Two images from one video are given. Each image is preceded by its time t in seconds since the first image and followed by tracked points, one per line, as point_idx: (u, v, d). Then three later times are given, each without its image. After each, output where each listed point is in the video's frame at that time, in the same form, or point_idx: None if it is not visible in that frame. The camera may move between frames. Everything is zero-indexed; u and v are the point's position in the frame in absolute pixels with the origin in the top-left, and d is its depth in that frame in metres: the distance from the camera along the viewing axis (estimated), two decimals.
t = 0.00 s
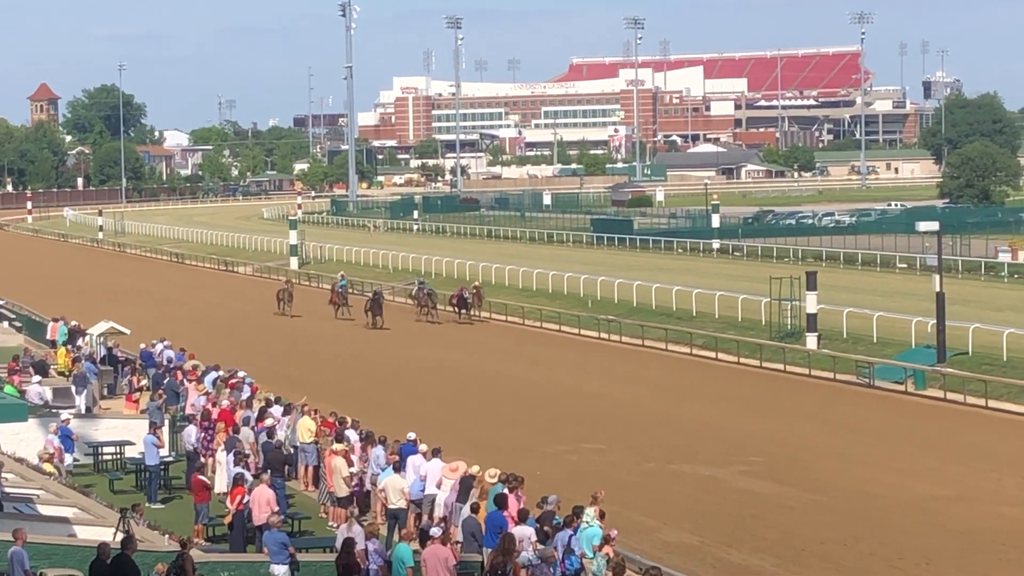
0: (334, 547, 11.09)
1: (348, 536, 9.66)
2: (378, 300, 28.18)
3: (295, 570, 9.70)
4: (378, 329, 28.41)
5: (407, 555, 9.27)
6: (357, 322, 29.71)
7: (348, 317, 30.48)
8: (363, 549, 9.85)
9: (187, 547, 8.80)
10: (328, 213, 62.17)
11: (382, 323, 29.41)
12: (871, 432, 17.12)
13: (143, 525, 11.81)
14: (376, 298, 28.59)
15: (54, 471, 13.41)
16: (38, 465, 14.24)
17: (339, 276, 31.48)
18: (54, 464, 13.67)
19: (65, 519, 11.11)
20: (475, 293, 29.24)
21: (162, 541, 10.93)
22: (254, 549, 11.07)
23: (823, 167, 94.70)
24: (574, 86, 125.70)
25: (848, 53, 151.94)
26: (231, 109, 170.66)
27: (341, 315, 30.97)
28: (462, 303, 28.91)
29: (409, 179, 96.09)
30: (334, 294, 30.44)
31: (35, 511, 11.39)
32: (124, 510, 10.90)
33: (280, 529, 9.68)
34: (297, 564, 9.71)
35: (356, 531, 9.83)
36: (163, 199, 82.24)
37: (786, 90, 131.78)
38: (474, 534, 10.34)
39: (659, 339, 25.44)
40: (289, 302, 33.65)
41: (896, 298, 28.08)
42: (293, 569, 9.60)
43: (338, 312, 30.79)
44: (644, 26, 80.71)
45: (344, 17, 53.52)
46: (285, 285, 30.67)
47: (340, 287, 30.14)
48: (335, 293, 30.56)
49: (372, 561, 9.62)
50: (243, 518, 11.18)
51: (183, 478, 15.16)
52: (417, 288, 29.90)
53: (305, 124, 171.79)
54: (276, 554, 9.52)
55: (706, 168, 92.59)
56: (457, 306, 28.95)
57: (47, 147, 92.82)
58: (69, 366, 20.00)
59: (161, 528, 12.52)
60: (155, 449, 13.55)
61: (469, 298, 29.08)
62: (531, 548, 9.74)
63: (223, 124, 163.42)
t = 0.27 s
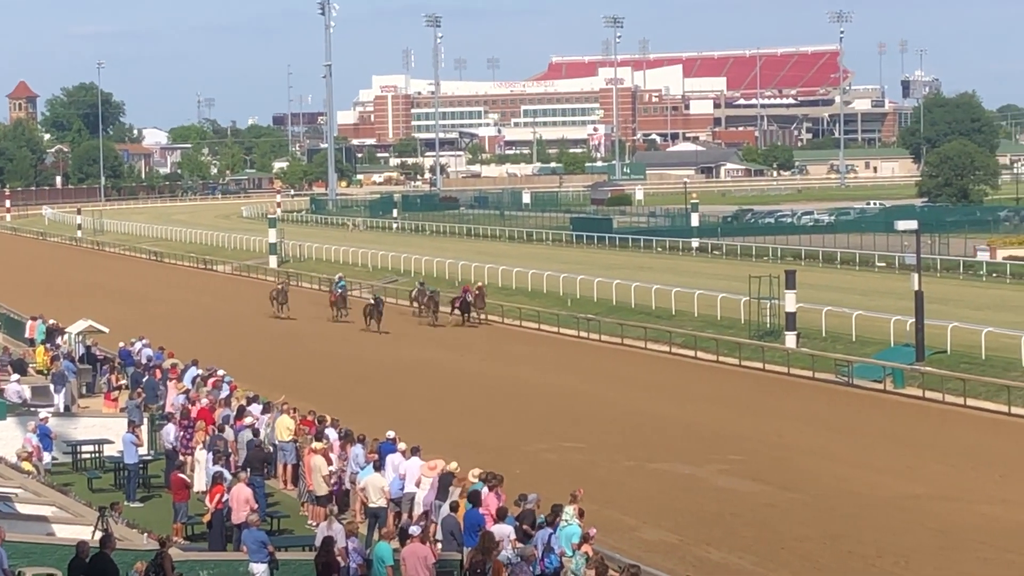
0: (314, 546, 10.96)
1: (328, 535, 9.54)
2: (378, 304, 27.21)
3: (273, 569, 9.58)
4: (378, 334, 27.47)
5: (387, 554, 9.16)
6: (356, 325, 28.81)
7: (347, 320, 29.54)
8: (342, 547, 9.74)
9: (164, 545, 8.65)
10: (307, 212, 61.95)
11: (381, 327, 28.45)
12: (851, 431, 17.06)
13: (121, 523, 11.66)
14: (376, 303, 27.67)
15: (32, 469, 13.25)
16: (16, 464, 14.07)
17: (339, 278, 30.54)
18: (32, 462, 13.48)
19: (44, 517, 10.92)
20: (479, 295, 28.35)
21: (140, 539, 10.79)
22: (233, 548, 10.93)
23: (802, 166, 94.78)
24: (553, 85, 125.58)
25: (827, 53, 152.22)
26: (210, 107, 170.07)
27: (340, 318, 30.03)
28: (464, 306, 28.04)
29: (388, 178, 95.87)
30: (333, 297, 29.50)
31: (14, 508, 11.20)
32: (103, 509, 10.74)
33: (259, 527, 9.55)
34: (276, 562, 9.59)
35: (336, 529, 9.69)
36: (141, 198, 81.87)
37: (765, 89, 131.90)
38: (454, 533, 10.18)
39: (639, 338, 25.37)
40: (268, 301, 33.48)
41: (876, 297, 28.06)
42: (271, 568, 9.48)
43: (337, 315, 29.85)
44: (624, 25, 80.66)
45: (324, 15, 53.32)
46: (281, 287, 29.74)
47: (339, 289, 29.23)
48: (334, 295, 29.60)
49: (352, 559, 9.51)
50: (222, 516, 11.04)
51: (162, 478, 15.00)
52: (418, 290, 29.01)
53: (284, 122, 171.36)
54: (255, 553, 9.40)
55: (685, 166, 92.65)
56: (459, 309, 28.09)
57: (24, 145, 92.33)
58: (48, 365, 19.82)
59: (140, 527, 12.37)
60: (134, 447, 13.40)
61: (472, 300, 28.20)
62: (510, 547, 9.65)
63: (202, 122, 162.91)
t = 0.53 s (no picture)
0: (294, 545, 10.91)
1: (307, 535, 9.49)
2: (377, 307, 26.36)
3: (251, 569, 9.51)
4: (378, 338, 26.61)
5: (366, 553, 9.13)
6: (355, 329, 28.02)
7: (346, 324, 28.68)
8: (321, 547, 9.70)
9: (143, 545, 8.61)
10: (286, 211, 61.79)
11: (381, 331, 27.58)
12: (829, 431, 17.08)
13: (99, 522, 11.60)
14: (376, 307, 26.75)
15: (10, 469, 13.17)
16: None
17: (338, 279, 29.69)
18: (9, 462, 13.41)
19: (21, 517, 10.78)
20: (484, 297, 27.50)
21: (119, 539, 10.74)
22: (212, 548, 10.87)
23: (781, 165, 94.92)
24: (532, 84, 125.54)
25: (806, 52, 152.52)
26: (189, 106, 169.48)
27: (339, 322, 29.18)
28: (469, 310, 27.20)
29: (367, 177, 95.70)
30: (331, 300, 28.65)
31: None
32: (81, 508, 10.66)
33: (237, 527, 9.46)
34: (254, 562, 9.52)
35: (316, 529, 9.63)
36: (120, 197, 81.57)
37: (744, 89, 132.09)
38: (433, 532, 10.07)
39: (617, 337, 25.37)
40: (247, 300, 33.37)
41: (854, 297, 28.11)
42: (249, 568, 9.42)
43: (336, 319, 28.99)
44: (603, 24, 80.68)
45: (303, 14, 53.18)
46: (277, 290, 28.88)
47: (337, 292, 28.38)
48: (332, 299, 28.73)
49: (332, 559, 9.50)
50: (201, 516, 10.99)
51: (141, 477, 14.92)
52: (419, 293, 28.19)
53: (263, 121, 170.98)
54: (234, 552, 9.32)
55: (664, 166, 92.77)
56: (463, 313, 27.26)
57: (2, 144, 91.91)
58: (26, 364, 19.72)
59: (118, 527, 12.30)
60: (113, 446, 13.34)
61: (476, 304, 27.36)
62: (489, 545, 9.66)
63: (181, 121, 162.43)
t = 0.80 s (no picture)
0: (272, 544, 10.82)
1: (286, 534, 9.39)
2: (378, 308, 25.56)
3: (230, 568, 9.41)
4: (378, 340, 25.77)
5: (346, 552, 9.06)
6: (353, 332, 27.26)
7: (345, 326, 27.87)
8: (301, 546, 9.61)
9: (121, 543, 8.53)
10: (264, 210, 61.61)
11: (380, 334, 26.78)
12: (808, 429, 17.08)
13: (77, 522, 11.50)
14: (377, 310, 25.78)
15: None
16: None
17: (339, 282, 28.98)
18: None
19: None
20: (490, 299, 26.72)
21: (97, 538, 10.63)
22: (191, 547, 10.78)
23: (759, 164, 95.04)
24: (511, 83, 125.50)
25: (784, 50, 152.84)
26: (167, 104, 168.89)
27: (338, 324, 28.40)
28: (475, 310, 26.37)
29: (346, 176, 95.51)
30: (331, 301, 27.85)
31: None
32: (59, 508, 10.56)
33: (216, 526, 9.37)
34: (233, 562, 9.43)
35: (296, 527, 9.54)
36: (97, 196, 81.22)
37: (722, 87, 132.28)
38: (412, 531, 10.00)
39: (596, 336, 25.35)
40: (225, 299, 33.23)
41: (833, 295, 28.14)
42: (228, 567, 9.33)
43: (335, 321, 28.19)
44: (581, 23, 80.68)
45: (281, 13, 53.00)
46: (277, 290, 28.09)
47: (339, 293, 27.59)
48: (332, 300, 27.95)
49: (311, 558, 9.40)
50: (179, 516, 10.90)
51: (119, 476, 14.82)
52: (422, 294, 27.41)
53: (241, 119, 170.56)
54: (212, 551, 9.21)
55: (643, 165, 92.86)
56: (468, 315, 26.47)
57: None
58: (2, 363, 19.57)
59: (96, 526, 12.20)
60: (90, 446, 13.25)
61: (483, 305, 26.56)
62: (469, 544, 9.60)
63: (159, 120, 161.90)
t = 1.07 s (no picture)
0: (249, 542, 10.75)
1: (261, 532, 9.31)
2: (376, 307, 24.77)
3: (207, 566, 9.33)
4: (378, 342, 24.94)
5: (322, 550, 9.04)
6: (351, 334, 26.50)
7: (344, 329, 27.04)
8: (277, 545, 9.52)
9: (97, 542, 8.46)
10: (239, 207, 61.38)
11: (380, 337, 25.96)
12: (784, 426, 17.07)
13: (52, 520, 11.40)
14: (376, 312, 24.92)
15: None
16: None
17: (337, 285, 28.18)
18: None
19: None
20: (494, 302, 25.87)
21: (73, 537, 10.55)
22: (167, 545, 10.71)
23: (735, 161, 95.14)
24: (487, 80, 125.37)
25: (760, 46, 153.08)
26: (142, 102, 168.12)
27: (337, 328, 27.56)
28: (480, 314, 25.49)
29: (322, 173, 95.27)
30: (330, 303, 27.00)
31: None
32: (34, 506, 10.46)
33: (192, 524, 9.29)
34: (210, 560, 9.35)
35: (273, 526, 9.47)
36: (72, 193, 80.81)
37: (698, 85, 132.41)
38: (389, 529, 9.94)
39: (572, 333, 25.32)
40: (201, 297, 33.07)
41: (809, 292, 28.16)
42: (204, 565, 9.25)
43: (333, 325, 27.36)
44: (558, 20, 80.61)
45: (256, 10, 52.77)
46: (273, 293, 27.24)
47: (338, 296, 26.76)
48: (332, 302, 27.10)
49: (288, 556, 9.32)
50: (155, 514, 10.82)
51: (95, 474, 14.72)
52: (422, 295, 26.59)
53: (217, 117, 170.06)
54: (188, 549, 9.14)
55: (619, 162, 92.89)
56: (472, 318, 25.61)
57: None
58: None
59: (72, 524, 12.11)
60: (66, 444, 13.15)
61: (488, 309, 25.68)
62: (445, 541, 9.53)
63: (134, 117, 161.21)
